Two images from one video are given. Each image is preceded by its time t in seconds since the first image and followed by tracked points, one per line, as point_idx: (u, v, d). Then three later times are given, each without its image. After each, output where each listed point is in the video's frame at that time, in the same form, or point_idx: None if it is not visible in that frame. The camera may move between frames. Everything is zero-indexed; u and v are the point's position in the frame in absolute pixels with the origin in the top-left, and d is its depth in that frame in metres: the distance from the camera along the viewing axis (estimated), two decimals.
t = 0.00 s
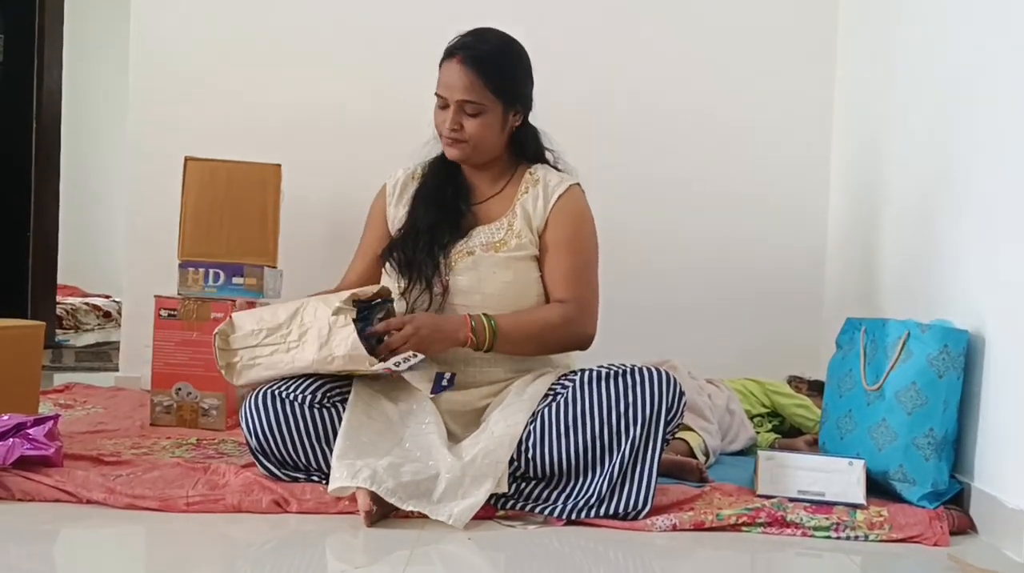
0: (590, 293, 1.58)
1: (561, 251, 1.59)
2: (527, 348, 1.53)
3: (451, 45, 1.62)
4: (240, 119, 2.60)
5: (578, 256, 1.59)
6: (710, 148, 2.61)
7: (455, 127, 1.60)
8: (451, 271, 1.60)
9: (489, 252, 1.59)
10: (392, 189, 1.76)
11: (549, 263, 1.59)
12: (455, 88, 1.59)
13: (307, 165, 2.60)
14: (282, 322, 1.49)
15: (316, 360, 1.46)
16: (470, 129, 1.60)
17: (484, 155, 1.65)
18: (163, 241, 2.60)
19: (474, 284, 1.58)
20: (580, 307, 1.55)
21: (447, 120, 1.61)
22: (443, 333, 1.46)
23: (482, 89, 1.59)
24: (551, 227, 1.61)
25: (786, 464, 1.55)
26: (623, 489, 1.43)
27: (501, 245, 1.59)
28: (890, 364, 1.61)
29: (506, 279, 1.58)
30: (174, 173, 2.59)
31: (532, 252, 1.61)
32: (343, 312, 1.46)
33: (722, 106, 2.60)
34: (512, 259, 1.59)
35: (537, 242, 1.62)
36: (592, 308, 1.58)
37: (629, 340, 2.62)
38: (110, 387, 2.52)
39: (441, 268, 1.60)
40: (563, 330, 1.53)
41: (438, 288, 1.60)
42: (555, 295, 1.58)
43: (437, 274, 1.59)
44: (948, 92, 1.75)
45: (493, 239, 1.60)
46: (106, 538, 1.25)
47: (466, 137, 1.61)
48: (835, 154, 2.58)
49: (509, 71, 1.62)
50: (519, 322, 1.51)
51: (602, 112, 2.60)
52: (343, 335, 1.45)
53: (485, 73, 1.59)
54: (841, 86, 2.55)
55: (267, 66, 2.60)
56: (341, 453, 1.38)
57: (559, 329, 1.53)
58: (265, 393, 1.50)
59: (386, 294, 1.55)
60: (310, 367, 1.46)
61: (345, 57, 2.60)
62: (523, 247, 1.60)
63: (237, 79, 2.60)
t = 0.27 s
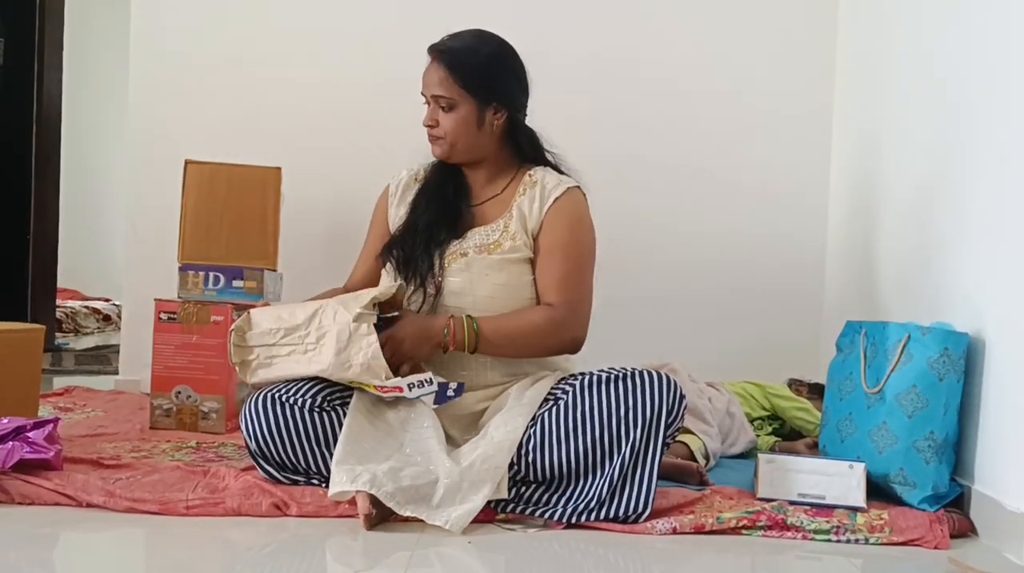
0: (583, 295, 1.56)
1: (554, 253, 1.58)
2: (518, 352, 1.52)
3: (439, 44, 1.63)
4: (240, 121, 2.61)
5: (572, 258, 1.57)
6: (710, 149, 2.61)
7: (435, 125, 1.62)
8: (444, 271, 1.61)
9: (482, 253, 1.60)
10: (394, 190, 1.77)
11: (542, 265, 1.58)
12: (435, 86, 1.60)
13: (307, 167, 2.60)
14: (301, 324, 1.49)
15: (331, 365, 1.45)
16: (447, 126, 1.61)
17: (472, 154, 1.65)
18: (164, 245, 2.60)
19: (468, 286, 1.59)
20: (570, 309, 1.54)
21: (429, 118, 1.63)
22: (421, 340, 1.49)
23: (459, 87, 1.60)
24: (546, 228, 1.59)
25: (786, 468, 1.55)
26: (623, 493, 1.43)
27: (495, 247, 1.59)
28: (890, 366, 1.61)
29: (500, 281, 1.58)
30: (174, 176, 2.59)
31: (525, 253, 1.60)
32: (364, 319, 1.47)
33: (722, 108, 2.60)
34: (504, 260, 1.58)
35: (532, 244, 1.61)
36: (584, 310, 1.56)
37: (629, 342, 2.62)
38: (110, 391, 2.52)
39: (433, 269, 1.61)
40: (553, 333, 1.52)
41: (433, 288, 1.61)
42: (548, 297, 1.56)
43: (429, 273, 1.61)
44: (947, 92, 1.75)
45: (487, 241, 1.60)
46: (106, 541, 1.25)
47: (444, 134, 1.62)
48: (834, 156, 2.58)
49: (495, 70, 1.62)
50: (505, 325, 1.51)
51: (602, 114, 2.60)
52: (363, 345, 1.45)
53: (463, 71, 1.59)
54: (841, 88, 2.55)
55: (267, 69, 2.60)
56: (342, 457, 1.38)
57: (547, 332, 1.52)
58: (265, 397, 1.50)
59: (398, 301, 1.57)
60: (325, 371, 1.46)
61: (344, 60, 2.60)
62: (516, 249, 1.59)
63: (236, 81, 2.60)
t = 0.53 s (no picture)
0: (581, 294, 1.56)
1: (551, 253, 1.58)
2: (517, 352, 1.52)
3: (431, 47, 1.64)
4: (240, 123, 2.61)
5: (570, 257, 1.56)
6: (710, 150, 2.61)
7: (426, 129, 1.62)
8: (442, 273, 1.61)
9: (479, 254, 1.60)
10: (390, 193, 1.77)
11: (540, 265, 1.58)
12: (424, 90, 1.61)
13: (307, 169, 2.60)
14: (310, 327, 1.49)
15: (340, 370, 1.45)
16: (439, 129, 1.62)
17: (466, 156, 1.65)
18: (164, 247, 2.60)
19: (466, 287, 1.59)
20: (567, 309, 1.54)
21: (422, 121, 1.63)
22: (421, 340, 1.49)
23: (450, 89, 1.60)
24: (543, 228, 1.59)
25: (788, 468, 1.55)
26: (625, 494, 1.43)
27: (492, 248, 1.59)
28: (891, 367, 1.61)
29: (497, 281, 1.58)
30: (174, 179, 2.59)
31: (523, 253, 1.60)
32: (374, 325, 1.47)
33: (722, 108, 2.60)
34: (501, 260, 1.58)
35: (529, 244, 1.61)
36: (582, 309, 1.56)
37: (630, 343, 2.61)
38: (110, 393, 2.52)
39: (431, 270, 1.61)
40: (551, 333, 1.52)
41: (431, 290, 1.62)
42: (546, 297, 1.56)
43: (427, 274, 1.61)
44: (948, 91, 1.75)
45: (485, 242, 1.60)
46: (107, 544, 1.25)
47: (436, 137, 1.62)
48: (835, 156, 2.58)
49: (485, 70, 1.61)
50: (501, 325, 1.50)
51: (602, 114, 2.60)
52: (372, 351, 1.46)
53: (453, 73, 1.59)
54: (841, 88, 2.55)
55: (267, 70, 2.60)
56: (343, 459, 1.38)
57: (544, 331, 1.52)
58: (265, 399, 1.50)
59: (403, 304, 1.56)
60: (334, 376, 1.46)
61: (344, 61, 2.60)
62: (514, 249, 1.59)
63: (236, 83, 2.60)
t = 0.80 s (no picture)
0: (581, 296, 1.56)
1: (550, 255, 1.58)
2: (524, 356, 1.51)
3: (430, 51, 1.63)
4: (240, 124, 2.61)
5: (570, 259, 1.57)
6: (710, 151, 2.61)
7: (429, 134, 1.62)
8: (442, 275, 1.61)
9: (480, 256, 1.60)
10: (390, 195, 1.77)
11: (540, 267, 1.58)
12: (425, 95, 1.60)
13: (307, 171, 2.60)
14: (304, 331, 1.49)
15: (339, 371, 1.45)
16: (442, 134, 1.61)
17: (468, 159, 1.65)
18: (165, 250, 2.60)
19: (466, 289, 1.59)
20: (566, 311, 1.54)
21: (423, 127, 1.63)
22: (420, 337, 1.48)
23: (452, 95, 1.59)
24: (544, 231, 1.59)
25: (788, 469, 1.54)
26: (625, 495, 1.43)
27: (492, 250, 1.59)
28: (891, 367, 1.61)
29: (498, 283, 1.58)
30: (174, 181, 2.59)
31: (523, 256, 1.60)
32: (366, 324, 1.46)
33: (722, 109, 2.60)
34: (502, 263, 1.58)
35: (530, 246, 1.61)
36: (582, 312, 1.56)
37: (630, 345, 2.61)
38: (110, 396, 2.52)
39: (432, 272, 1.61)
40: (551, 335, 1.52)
41: (431, 292, 1.62)
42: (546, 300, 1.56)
43: (427, 277, 1.61)
44: (947, 90, 1.75)
45: (485, 244, 1.60)
46: (107, 547, 1.25)
47: (440, 142, 1.62)
48: (834, 156, 2.58)
49: (484, 72, 1.61)
50: (502, 328, 1.50)
51: (602, 116, 2.60)
52: (367, 350, 1.45)
53: (455, 79, 1.59)
54: (841, 88, 2.55)
55: (267, 72, 2.60)
56: (343, 461, 1.38)
57: (543, 333, 1.52)
58: (265, 402, 1.50)
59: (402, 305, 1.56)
60: (333, 378, 1.45)
61: (344, 62, 2.60)
62: (515, 251, 1.60)
63: (236, 85, 2.60)
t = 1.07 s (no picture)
0: (585, 298, 1.57)
1: (555, 255, 1.58)
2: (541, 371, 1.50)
3: (440, 57, 1.61)
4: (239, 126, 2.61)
5: (574, 262, 1.57)
6: (710, 151, 2.61)
7: (449, 140, 1.60)
8: (447, 276, 1.61)
9: (485, 257, 1.60)
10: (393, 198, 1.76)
11: (545, 269, 1.58)
12: (441, 101, 1.58)
13: (307, 172, 2.60)
14: (293, 324, 1.48)
15: (338, 357, 1.45)
16: (463, 140, 1.60)
17: (483, 163, 1.65)
18: (165, 251, 2.60)
19: (472, 290, 1.59)
20: (571, 313, 1.54)
21: (441, 133, 1.61)
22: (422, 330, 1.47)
23: (472, 100, 1.58)
24: (549, 233, 1.60)
25: (790, 469, 1.54)
26: (627, 494, 1.43)
27: (497, 251, 1.60)
28: (893, 367, 1.61)
29: (503, 285, 1.58)
30: (174, 182, 2.59)
31: (528, 258, 1.60)
32: (354, 306, 1.47)
33: (722, 108, 2.60)
34: (507, 263, 1.59)
35: (535, 248, 1.62)
36: (585, 314, 1.56)
37: (631, 344, 2.61)
38: (111, 398, 2.51)
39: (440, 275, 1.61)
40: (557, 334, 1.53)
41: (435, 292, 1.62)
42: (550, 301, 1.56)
43: (432, 277, 1.61)
44: (948, 88, 1.75)
45: (490, 244, 1.60)
46: (108, 549, 1.25)
47: (461, 148, 1.61)
48: (835, 155, 2.58)
49: (499, 76, 1.61)
50: (507, 330, 1.50)
51: (602, 116, 2.60)
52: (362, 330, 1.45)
53: (474, 83, 1.58)
54: (841, 87, 2.55)
55: (267, 73, 2.60)
56: (345, 461, 1.38)
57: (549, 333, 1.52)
58: (266, 403, 1.50)
59: (390, 294, 1.57)
60: (334, 365, 1.46)
61: (344, 63, 2.60)
62: (520, 252, 1.60)
63: (236, 87, 2.60)
